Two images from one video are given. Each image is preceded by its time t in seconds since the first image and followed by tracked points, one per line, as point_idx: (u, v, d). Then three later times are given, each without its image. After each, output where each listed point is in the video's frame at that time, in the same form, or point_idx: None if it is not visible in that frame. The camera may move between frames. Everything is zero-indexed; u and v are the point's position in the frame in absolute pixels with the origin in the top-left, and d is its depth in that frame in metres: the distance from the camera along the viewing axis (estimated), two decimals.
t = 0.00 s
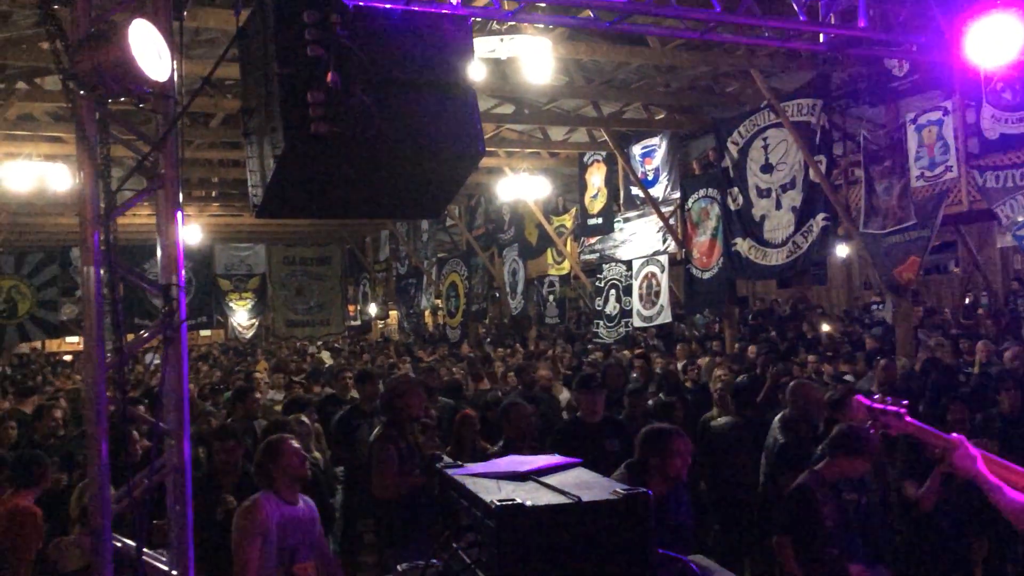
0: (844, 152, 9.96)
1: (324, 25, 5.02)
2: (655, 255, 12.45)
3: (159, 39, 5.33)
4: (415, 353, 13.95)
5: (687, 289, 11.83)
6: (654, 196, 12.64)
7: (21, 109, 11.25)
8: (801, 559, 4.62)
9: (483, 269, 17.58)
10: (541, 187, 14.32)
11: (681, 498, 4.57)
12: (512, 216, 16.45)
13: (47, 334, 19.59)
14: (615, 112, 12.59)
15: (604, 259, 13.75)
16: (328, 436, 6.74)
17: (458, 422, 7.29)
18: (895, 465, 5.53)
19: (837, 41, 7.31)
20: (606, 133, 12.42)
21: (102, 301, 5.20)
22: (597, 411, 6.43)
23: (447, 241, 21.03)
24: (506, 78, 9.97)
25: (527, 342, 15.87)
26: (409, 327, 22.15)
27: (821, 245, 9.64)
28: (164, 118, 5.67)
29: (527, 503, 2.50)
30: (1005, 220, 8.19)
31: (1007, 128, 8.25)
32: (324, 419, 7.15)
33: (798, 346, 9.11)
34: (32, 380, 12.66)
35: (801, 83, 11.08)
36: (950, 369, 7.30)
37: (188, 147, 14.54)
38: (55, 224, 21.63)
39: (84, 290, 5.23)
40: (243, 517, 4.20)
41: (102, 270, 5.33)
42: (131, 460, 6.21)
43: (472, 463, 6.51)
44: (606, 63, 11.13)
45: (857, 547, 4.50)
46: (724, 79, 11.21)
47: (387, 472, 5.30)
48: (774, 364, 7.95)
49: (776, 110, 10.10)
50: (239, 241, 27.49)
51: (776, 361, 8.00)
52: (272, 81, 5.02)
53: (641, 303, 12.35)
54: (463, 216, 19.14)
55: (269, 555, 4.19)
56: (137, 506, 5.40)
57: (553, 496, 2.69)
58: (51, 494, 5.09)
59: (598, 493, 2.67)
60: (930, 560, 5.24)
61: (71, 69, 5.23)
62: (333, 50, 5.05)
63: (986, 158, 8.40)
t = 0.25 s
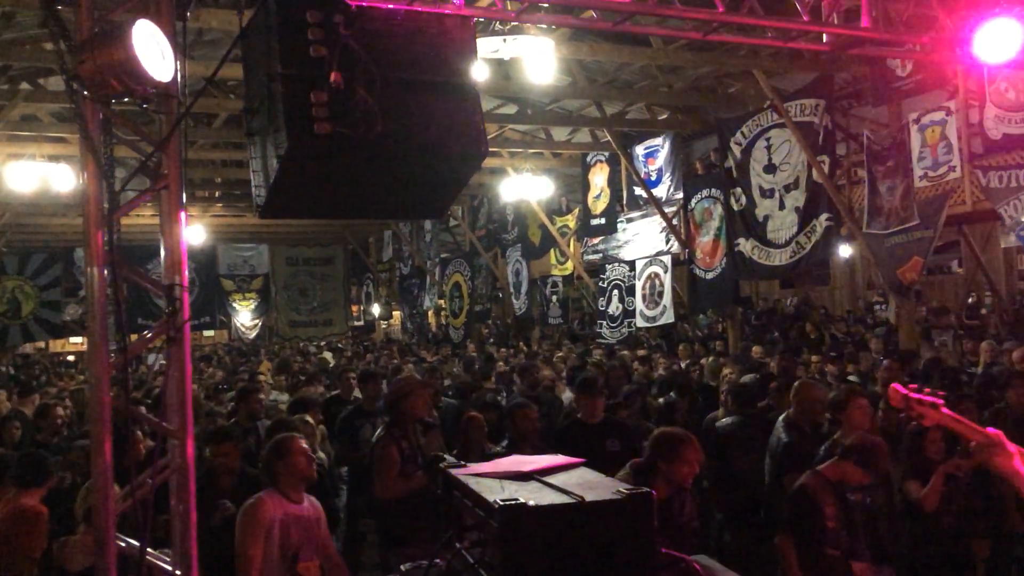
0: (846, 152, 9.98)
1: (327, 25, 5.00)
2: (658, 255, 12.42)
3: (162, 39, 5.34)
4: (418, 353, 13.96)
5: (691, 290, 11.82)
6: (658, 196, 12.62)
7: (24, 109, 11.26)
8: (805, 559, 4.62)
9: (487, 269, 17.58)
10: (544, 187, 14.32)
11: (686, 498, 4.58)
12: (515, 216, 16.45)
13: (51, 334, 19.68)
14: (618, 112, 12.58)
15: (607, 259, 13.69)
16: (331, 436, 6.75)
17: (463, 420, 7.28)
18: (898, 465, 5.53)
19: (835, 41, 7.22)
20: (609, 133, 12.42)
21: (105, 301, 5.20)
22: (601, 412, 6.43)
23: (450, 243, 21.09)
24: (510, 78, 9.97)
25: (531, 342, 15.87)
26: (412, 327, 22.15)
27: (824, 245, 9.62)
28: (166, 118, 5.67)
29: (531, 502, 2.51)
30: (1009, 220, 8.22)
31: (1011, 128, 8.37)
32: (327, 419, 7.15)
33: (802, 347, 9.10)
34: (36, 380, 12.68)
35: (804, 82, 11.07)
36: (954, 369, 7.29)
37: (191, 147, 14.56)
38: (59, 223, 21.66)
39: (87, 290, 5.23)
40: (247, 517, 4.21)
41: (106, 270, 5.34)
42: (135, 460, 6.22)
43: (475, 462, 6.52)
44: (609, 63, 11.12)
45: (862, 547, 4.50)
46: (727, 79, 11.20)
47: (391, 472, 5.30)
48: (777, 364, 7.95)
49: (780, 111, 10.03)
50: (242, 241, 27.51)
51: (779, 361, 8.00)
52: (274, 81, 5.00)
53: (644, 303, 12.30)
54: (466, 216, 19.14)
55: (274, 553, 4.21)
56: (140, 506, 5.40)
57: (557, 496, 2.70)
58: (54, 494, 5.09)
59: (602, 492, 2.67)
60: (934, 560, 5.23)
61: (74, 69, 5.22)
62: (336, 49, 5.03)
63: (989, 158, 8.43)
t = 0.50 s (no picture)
0: (844, 152, 9.96)
1: (325, 24, 5.02)
2: (655, 255, 12.43)
3: (160, 38, 5.33)
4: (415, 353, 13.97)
5: (688, 289, 11.83)
6: (655, 196, 12.71)
7: (22, 108, 11.25)
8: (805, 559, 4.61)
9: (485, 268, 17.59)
10: (542, 186, 14.32)
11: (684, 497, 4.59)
12: (513, 215, 16.44)
13: (49, 334, 19.71)
14: (617, 111, 12.57)
15: (604, 258, 13.72)
16: (330, 434, 6.74)
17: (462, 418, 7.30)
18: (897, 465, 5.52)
19: (832, 40, 7.19)
20: (606, 132, 12.42)
21: (101, 300, 5.19)
22: (599, 411, 6.43)
23: (448, 241, 21.04)
24: (507, 77, 9.98)
25: (529, 341, 15.88)
26: (410, 326, 22.15)
27: (822, 245, 9.64)
28: (164, 116, 5.65)
29: (527, 501, 2.51)
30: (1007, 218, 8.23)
31: (1008, 127, 8.37)
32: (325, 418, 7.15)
33: (800, 346, 9.10)
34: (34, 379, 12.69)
35: (803, 81, 11.07)
36: (953, 369, 7.29)
37: (188, 147, 14.56)
38: (56, 223, 21.67)
39: (84, 289, 5.22)
40: (243, 519, 4.20)
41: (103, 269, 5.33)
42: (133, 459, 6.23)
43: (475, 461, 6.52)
44: (606, 62, 11.12)
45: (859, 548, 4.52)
46: (725, 78, 11.19)
47: (389, 471, 5.30)
48: (775, 363, 7.95)
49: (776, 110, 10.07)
50: (240, 239, 27.50)
51: (778, 361, 8.00)
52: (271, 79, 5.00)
53: (642, 303, 12.31)
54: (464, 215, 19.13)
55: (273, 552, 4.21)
56: (137, 505, 5.39)
57: (554, 495, 2.70)
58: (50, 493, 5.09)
59: (599, 492, 2.67)
60: (930, 560, 5.25)
61: (70, 68, 5.21)
62: (333, 48, 5.04)
63: (987, 157, 8.46)
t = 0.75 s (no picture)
0: (828, 150, 10.01)
1: (306, 17, 4.97)
2: (640, 251, 12.45)
3: (141, 30, 5.28)
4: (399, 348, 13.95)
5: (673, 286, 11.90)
6: (640, 192, 12.61)
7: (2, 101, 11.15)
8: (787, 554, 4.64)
9: (470, 264, 17.59)
10: (526, 182, 14.32)
11: (666, 491, 4.60)
12: (498, 211, 16.44)
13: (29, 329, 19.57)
14: (602, 108, 12.58)
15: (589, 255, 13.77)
16: (312, 430, 6.72)
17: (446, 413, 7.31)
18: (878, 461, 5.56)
19: (816, 37, 7.20)
20: (591, 129, 12.43)
21: (82, 294, 5.15)
22: (582, 407, 6.45)
23: (432, 237, 21.09)
24: (491, 73, 9.98)
25: (513, 337, 15.90)
26: (394, 323, 22.12)
27: (805, 242, 9.73)
28: (146, 110, 5.61)
29: (509, 496, 2.50)
30: (989, 217, 8.14)
31: (990, 125, 8.20)
32: (308, 413, 7.12)
33: (782, 343, 9.16)
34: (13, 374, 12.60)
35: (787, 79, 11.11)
36: (933, 365, 7.35)
37: (170, 141, 14.48)
38: (37, 218, 21.51)
39: (64, 283, 5.17)
40: (225, 515, 4.18)
41: (83, 264, 5.28)
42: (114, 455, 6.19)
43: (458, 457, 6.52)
44: (591, 59, 11.13)
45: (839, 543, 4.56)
46: (710, 75, 11.22)
47: (371, 467, 5.29)
48: (757, 360, 7.99)
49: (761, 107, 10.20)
50: (224, 235, 27.36)
51: (760, 357, 8.04)
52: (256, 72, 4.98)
53: (627, 299, 12.39)
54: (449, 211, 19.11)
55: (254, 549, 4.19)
56: (118, 502, 5.36)
57: (536, 489, 2.70)
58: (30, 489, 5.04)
59: (581, 486, 2.67)
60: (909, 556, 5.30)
61: (51, 61, 5.16)
62: (316, 42, 5.00)
63: (969, 155, 8.37)
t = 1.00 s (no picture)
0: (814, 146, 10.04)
1: (292, 12, 4.98)
2: (627, 246, 12.49)
3: (125, 23, 5.24)
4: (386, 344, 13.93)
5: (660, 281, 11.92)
6: (627, 187, 12.67)
7: None
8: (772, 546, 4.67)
9: (457, 260, 17.57)
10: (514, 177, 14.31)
11: (653, 485, 4.62)
12: (487, 207, 16.41)
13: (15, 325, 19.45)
14: (589, 103, 12.57)
15: (576, 250, 13.79)
16: (299, 425, 6.70)
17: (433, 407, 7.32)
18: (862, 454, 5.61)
19: (801, 32, 7.22)
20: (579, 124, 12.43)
21: (67, 289, 5.12)
22: (568, 401, 6.46)
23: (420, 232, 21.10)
24: (479, 68, 9.96)
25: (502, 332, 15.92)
26: (383, 317, 22.13)
27: (791, 238, 9.79)
28: (130, 104, 5.57)
29: (495, 488, 2.51)
30: (974, 212, 8.25)
31: (974, 121, 8.26)
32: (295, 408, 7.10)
33: (769, 338, 9.20)
34: None
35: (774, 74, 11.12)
36: (917, 359, 7.41)
37: (156, 136, 14.39)
38: (23, 213, 21.34)
39: (48, 278, 5.13)
40: (211, 510, 4.18)
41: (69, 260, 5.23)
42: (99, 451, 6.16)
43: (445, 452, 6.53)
44: (579, 54, 11.12)
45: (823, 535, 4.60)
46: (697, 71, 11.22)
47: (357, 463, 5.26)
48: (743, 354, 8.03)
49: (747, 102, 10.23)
50: (210, 231, 27.23)
51: (745, 351, 8.08)
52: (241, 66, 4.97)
53: (613, 294, 12.44)
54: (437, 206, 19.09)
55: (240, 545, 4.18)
56: (104, 497, 5.34)
57: (522, 481, 2.70)
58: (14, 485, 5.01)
59: (568, 478, 2.68)
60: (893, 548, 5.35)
61: (33, 53, 5.11)
62: (303, 36, 4.99)
63: (955, 151, 8.42)
